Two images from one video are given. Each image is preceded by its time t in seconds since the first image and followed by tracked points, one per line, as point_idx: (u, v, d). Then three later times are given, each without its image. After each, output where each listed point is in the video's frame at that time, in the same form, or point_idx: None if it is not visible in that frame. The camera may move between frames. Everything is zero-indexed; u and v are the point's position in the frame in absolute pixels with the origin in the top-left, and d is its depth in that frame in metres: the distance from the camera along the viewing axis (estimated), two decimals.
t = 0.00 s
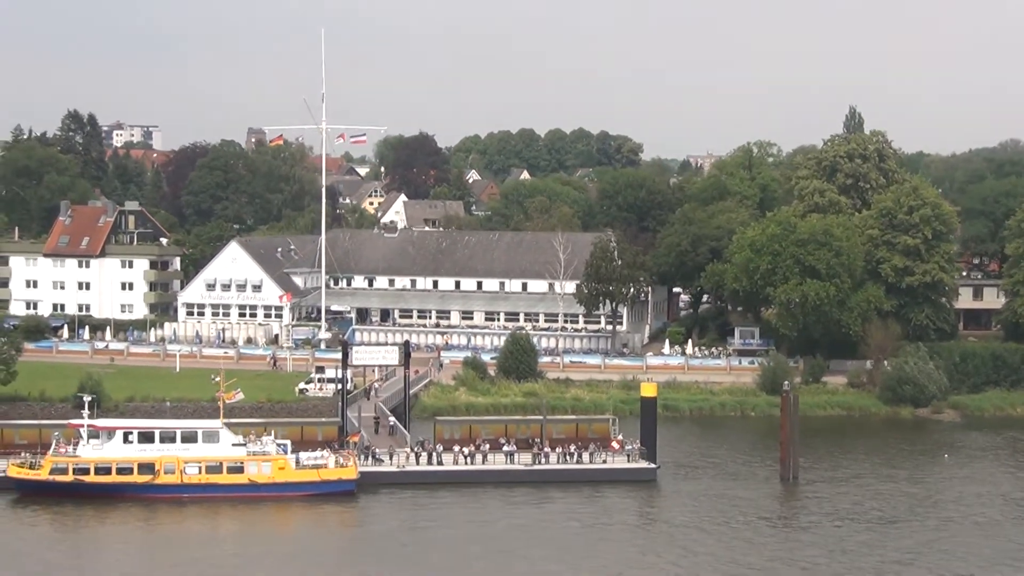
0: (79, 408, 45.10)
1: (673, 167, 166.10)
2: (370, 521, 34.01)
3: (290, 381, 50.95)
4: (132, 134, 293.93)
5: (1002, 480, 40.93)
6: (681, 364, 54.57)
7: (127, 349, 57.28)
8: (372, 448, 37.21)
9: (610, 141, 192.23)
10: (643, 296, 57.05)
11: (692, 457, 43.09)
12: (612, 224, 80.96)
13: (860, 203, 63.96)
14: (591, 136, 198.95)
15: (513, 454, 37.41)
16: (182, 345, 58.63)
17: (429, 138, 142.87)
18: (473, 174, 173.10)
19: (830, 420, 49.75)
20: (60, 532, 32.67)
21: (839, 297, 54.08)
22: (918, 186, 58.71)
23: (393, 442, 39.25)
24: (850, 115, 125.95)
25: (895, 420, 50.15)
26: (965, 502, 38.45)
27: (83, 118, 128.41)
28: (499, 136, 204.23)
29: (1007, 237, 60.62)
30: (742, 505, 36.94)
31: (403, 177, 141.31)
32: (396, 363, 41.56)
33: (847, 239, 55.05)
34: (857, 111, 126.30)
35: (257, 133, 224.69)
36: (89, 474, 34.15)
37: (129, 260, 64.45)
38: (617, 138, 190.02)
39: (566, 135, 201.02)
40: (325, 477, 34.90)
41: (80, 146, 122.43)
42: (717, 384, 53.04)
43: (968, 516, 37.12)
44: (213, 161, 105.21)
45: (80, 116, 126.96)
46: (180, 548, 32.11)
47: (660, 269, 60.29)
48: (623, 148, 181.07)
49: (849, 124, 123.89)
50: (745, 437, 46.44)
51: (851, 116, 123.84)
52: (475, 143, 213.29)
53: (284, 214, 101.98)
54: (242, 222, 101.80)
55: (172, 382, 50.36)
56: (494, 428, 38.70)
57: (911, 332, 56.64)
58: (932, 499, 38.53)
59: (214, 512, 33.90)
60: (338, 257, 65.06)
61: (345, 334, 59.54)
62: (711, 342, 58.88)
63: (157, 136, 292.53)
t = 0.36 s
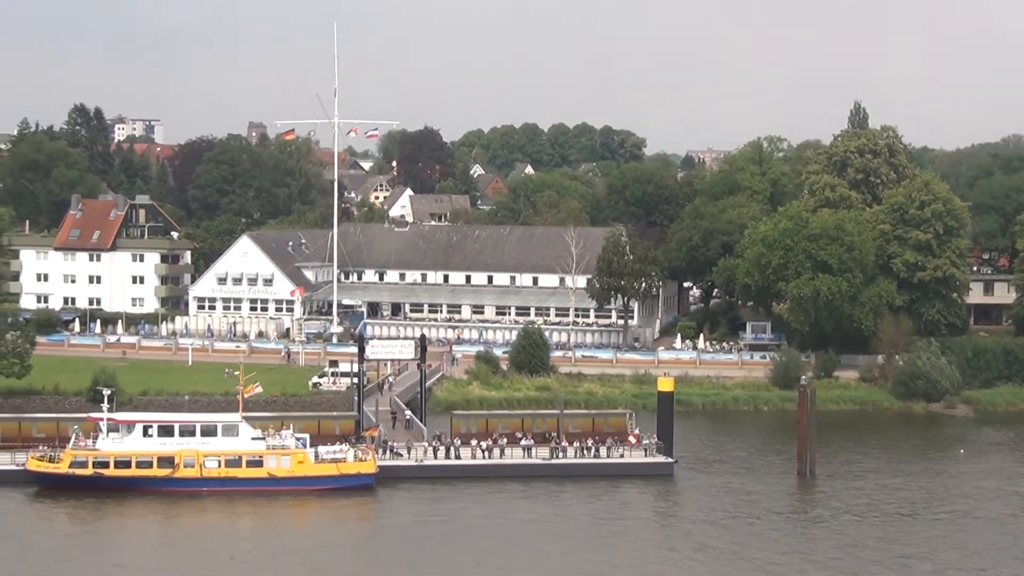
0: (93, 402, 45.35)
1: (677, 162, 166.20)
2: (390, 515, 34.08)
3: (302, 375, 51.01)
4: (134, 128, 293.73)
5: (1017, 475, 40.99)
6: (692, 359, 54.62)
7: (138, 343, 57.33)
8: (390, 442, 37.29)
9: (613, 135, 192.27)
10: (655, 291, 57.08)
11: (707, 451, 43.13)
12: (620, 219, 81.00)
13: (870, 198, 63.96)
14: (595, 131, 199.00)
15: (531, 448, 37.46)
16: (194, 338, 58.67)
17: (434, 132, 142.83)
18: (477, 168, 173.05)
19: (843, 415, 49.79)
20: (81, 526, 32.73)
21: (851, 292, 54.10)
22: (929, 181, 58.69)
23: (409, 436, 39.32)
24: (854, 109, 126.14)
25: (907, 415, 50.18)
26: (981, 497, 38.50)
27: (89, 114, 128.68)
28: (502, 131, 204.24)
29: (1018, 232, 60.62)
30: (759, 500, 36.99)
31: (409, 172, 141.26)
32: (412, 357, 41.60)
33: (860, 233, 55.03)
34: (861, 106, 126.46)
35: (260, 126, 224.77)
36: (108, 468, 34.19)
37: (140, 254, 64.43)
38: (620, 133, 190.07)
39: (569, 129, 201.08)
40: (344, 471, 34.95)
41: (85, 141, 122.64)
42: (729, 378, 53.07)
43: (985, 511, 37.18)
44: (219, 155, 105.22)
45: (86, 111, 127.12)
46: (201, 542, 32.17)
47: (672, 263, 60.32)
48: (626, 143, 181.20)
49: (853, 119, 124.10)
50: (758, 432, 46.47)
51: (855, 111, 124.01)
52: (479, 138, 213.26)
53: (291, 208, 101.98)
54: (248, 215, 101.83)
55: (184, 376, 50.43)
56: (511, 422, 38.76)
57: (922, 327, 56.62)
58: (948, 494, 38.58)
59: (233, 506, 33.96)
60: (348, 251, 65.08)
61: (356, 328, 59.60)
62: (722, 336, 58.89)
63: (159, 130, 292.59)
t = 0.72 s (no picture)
0: (107, 398, 45.43)
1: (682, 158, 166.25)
2: (409, 510, 34.12)
3: (315, 371, 51.12)
4: (136, 124, 293.57)
5: None
6: (704, 354, 54.65)
7: (150, 339, 57.36)
8: (408, 438, 37.35)
9: (617, 131, 192.24)
10: (667, 286, 57.07)
11: (722, 445, 43.17)
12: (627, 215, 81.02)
13: (880, 193, 63.97)
14: (599, 127, 198.98)
15: (548, 443, 37.53)
16: (205, 334, 58.70)
17: (439, 127, 142.76)
18: (481, 164, 172.98)
19: (856, 410, 49.80)
20: (101, 522, 32.79)
21: (863, 287, 54.12)
22: (941, 177, 58.69)
23: (426, 431, 39.34)
24: (858, 104, 126.14)
25: (920, 410, 50.18)
26: (998, 492, 38.54)
27: (95, 109, 128.77)
28: (505, 126, 204.16)
29: None
30: (777, 495, 37.02)
31: (414, 167, 141.13)
32: (428, 352, 41.63)
33: (871, 229, 55.04)
34: (866, 101, 126.43)
35: (261, 121, 225.85)
36: (128, 463, 34.26)
37: (151, 250, 64.45)
38: (623, 128, 190.02)
39: (572, 124, 201.04)
40: (363, 466, 35.01)
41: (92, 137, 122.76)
42: (742, 373, 53.10)
43: (1003, 506, 37.21)
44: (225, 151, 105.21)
45: (92, 107, 127.15)
46: (221, 537, 32.23)
47: (683, 259, 60.36)
48: (630, 139, 181.22)
49: (857, 113, 124.11)
50: (772, 426, 46.50)
51: (859, 105, 124.04)
52: (482, 133, 213.16)
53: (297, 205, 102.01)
54: (255, 210, 101.79)
55: (197, 372, 50.51)
56: (527, 418, 38.82)
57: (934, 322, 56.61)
58: (965, 489, 38.61)
59: (253, 501, 34.02)
60: (359, 247, 65.13)
61: (367, 324, 59.60)
62: (733, 331, 58.92)
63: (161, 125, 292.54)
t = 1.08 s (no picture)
0: (122, 394, 45.53)
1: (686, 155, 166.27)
2: (429, 507, 34.18)
3: (329, 367, 51.19)
4: (138, 120, 293.31)
5: None
6: (717, 350, 54.67)
7: (162, 336, 57.37)
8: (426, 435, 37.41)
9: (620, 126, 192.09)
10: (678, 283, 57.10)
11: (737, 441, 43.19)
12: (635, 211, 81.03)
13: (891, 189, 63.98)
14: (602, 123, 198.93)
15: (567, 440, 37.60)
16: (217, 331, 58.69)
17: (444, 124, 142.70)
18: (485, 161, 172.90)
19: (870, 406, 49.81)
20: (122, 519, 32.83)
21: (876, 283, 54.12)
22: (952, 173, 58.65)
23: (443, 428, 39.38)
24: (862, 100, 126.24)
25: (934, 406, 50.15)
26: (1015, 487, 38.58)
27: (101, 106, 128.81)
28: (509, 122, 204.12)
29: None
30: (795, 491, 37.06)
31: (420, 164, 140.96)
32: (444, 348, 41.68)
33: (884, 225, 55.04)
34: (870, 97, 126.49)
35: (261, 119, 226.05)
36: (148, 460, 34.33)
37: (162, 247, 64.50)
38: (627, 125, 189.92)
39: (576, 121, 201.00)
40: (383, 463, 35.08)
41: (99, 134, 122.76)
42: (754, 370, 53.11)
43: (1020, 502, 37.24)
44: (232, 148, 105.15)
45: (98, 104, 127.34)
46: (241, 534, 32.29)
47: (694, 255, 60.40)
48: (633, 135, 181.26)
49: (862, 109, 124.19)
50: (786, 422, 46.51)
51: (863, 102, 124.14)
52: (485, 129, 213.07)
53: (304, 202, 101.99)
54: (261, 207, 101.72)
55: (210, 368, 50.57)
56: (545, 414, 38.86)
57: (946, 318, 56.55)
58: (981, 485, 38.64)
59: (274, 498, 34.10)
60: (370, 244, 65.17)
61: (379, 321, 59.62)
62: (745, 328, 58.93)
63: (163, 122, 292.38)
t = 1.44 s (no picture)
0: (139, 391, 45.60)
1: (692, 150, 166.32)
2: (450, 502, 34.25)
3: (345, 363, 51.31)
4: (142, 117, 293.19)
5: None
6: (731, 346, 54.69)
7: (176, 332, 57.43)
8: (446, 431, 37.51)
9: (625, 122, 191.56)
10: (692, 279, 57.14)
11: (753, 436, 43.23)
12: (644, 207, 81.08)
13: (904, 185, 63.97)
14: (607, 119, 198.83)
15: (586, 435, 37.73)
16: (231, 327, 58.74)
17: (451, 120, 142.74)
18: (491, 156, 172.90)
19: (884, 401, 49.83)
20: (144, 516, 32.91)
21: (890, 278, 54.13)
22: (965, 169, 58.56)
23: (462, 424, 39.42)
24: (869, 96, 126.23)
25: (949, 401, 50.12)
26: None
27: (109, 103, 128.90)
28: (514, 118, 204.09)
29: None
30: (814, 486, 37.12)
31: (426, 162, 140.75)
32: (462, 344, 41.71)
33: (898, 220, 55.05)
34: (877, 92, 126.40)
35: (265, 113, 226.48)
36: (170, 456, 34.41)
37: (175, 243, 64.52)
38: (632, 119, 189.53)
39: (581, 117, 200.91)
40: (404, 458, 35.17)
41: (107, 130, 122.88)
42: (769, 366, 53.12)
43: None
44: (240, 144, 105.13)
45: (107, 100, 127.48)
46: (264, 530, 32.35)
47: (707, 251, 60.47)
48: (638, 131, 181.23)
49: (868, 104, 124.22)
50: (802, 416, 46.54)
51: (870, 98, 124.32)
52: (491, 125, 212.95)
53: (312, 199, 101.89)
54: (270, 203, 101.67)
55: (225, 364, 50.70)
56: (563, 409, 38.87)
57: (959, 314, 56.45)
58: (999, 479, 38.68)
59: (295, 493, 34.17)
60: (382, 240, 65.26)
61: (393, 317, 59.68)
62: (758, 323, 58.96)
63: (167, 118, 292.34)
